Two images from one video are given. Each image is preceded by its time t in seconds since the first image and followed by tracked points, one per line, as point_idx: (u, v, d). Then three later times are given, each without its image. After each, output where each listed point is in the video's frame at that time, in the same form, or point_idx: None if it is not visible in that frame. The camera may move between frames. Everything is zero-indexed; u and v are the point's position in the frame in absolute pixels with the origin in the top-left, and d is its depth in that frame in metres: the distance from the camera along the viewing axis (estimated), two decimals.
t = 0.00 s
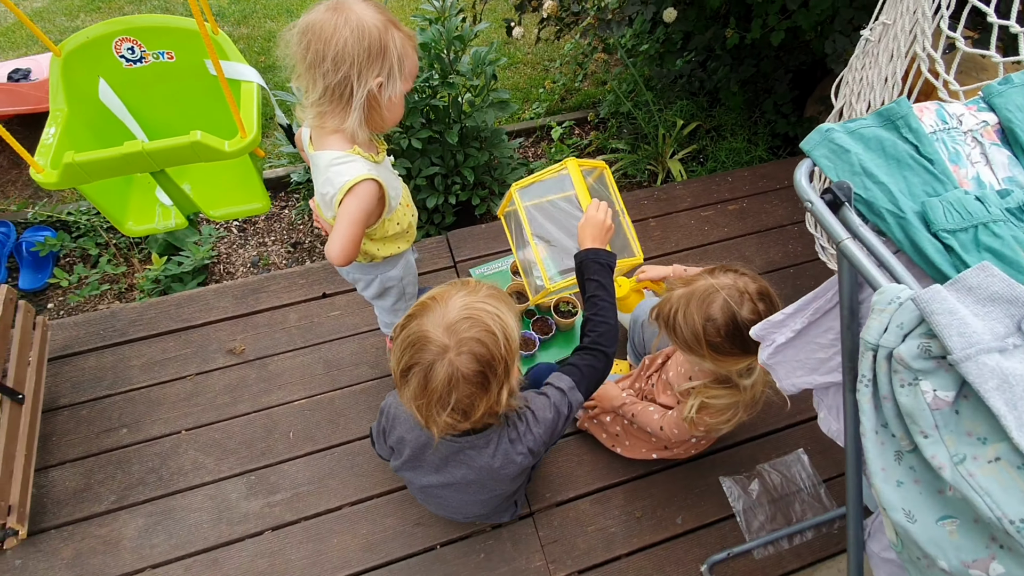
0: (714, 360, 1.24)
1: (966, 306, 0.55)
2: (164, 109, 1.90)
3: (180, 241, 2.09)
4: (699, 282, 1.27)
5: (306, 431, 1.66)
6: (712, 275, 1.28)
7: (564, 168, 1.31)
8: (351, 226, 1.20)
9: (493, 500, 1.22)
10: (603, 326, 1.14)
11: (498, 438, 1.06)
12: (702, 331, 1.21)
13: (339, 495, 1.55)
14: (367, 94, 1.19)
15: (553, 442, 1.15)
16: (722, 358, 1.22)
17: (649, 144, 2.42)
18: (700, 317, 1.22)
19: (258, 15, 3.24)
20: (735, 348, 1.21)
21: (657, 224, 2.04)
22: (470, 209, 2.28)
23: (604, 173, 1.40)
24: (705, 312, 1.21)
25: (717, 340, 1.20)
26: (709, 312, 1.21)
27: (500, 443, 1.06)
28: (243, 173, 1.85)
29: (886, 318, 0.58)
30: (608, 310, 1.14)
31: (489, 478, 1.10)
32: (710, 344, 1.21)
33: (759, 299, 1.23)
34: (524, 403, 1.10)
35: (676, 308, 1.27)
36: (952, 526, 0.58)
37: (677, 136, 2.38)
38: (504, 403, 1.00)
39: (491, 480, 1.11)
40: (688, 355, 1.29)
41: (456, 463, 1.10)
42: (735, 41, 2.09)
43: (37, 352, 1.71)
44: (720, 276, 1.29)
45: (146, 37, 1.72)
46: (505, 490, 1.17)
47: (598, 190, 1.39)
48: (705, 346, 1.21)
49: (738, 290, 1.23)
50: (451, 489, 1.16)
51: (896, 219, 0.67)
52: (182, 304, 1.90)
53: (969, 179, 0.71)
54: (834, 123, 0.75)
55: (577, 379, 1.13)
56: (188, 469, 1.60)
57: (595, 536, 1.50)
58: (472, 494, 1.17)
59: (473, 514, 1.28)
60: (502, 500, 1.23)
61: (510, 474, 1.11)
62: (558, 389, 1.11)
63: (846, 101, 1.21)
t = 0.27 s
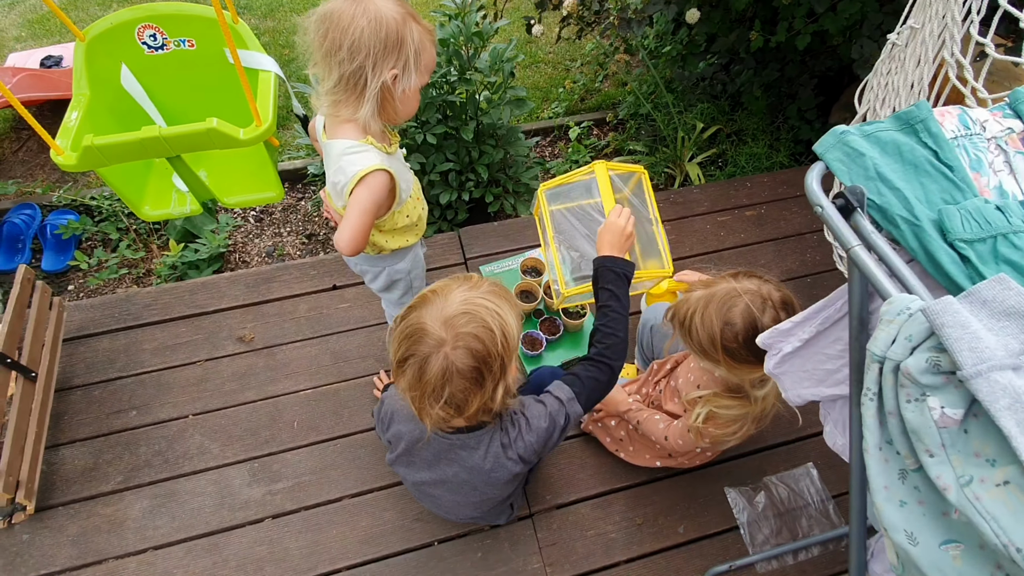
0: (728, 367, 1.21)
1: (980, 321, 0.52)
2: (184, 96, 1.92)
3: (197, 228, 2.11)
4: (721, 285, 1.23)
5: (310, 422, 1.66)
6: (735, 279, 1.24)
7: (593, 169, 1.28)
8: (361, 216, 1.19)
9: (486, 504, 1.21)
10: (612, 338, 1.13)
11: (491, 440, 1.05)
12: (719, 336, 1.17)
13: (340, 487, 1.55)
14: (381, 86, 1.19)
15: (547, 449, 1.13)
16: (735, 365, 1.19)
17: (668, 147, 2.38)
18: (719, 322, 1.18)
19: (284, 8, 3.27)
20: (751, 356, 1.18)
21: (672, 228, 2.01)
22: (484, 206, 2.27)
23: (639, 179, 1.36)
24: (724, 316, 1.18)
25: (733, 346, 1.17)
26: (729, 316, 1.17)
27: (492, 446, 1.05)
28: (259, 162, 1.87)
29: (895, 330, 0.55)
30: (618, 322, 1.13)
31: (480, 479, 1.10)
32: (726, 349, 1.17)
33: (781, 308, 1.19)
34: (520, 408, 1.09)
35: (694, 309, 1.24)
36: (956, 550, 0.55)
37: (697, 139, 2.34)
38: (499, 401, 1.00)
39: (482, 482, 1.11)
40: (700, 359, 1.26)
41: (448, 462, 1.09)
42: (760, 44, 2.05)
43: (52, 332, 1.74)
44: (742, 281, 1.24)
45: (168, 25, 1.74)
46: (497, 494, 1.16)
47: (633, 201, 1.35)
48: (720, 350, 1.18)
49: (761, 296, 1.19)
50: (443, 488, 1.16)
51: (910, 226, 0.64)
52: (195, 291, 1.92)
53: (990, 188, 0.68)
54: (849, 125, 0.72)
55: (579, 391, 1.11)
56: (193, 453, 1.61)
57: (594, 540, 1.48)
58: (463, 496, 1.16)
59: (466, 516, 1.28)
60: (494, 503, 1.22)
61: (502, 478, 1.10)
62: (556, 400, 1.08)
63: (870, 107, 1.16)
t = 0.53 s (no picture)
0: (743, 375, 1.14)
1: (985, 330, 0.50)
2: (195, 88, 1.93)
3: (206, 219, 2.12)
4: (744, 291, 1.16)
5: (311, 415, 1.66)
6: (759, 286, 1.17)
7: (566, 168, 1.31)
8: (362, 211, 1.19)
9: (479, 492, 1.19)
10: (589, 309, 1.10)
11: (480, 418, 1.05)
12: (738, 341, 1.10)
13: (339, 481, 1.55)
14: (387, 83, 1.18)
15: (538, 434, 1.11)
16: (750, 374, 1.13)
17: (679, 149, 2.36)
18: (740, 327, 1.11)
19: (300, 4, 3.29)
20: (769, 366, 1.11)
21: (680, 230, 1.99)
22: (492, 205, 2.26)
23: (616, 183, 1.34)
24: (747, 322, 1.10)
25: (751, 353, 1.10)
26: (751, 323, 1.10)
27: (481, 424, 1.04)
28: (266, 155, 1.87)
29: (896, 337, 0.53)
30: (595, 293, 1.10)
31: (469, 460, 1.08)
32: (743, 356, 1.10)
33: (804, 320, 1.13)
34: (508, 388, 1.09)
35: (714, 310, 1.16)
36: (954, 567, 0.54)
37: (708, 141, 2.31)
38: (484, 385, 0.99)
39: (474, 463, 1.09)
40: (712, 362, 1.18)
41: (438, 442, 1.08)
42: (774, 46, 2.02)
43: (60, 319, 1.75)
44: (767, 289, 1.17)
45: (179, 16, 1.75)
46: (489, 478, 1.15)
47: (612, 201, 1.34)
48: (738, 357, 1.11)
49: (785, 305, 1.12)
50: (434, 471, 1.14)
51: (916, 231, 0.62)
52: (202, 282, 1.93)
53: (1002, 194, 0.66)
54: (857, 126, 0.70)
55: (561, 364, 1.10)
56: (195, 443, 1.62)
57: (592, 543, 1.47)
58: (455, 480, 1.15)
59: (461, 506, 1.26)
60: (487, 490, 1.20)
61: (492, 459, 1.08)
62: (542, 375, 1.10)
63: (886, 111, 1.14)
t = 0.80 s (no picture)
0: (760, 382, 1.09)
1: (991, 339, 0.49)
2: (199, 84, 1.94)
3: (212, 215, 2.13)
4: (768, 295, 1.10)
5: (313, 413, 1.66)
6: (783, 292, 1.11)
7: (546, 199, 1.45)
8: (364, 211, 1.18)
9: (479, 475, 1.18)
10: (578, 296, 1.22)
11: (475, 389, 1.06)
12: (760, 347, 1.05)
13: (339, 479, 1.55)
14: (392, 84, 1.17)
15: (533, 408, 1.13)
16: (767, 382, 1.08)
17: (686, 148, 2.34)
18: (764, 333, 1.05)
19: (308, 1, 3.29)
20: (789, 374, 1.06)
21: (686, 231, 1.98)
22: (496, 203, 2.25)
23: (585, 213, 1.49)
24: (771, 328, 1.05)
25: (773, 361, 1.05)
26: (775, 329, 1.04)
27: (477, 396, 1.05)
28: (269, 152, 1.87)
29: (899, 344, 0.52)
30: (583, 284, 1.24)
31: (467, 437, 1.08)
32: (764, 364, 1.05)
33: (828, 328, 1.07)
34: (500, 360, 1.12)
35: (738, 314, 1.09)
36: None
37: (715, 141, 2.29)
38: (469, 354, 1.01)
39: (472, 440, 1.09)
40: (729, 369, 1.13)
41: (435, 422, 1.08)
42: (783, 46, 2.00)
43: (65, 313, 1.76)
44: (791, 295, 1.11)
45: (183, 13, 1.76)
46: (489, 456, 1.14)
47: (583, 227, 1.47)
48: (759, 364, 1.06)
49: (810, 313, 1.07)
50: (433, 454, 1.13)
51: (921, 235, 0.61)
52: (207, 278, 1.93)
53: (1010, 198, 0.64)
54: (862, 127, 0.69)
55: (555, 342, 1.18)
56: (197, 439, 1.62)
57: (592, 545, 1.46)
58: (454, 463, 1.14)
59: (462, 496, 1.24)
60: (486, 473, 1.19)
61: (489, 434, 1.08)
62: (537, 349, 1.15)
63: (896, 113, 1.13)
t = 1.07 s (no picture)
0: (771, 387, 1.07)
1: (998, 346, 0.48)
2: (198, 84, 1.93)
3: (213, 215, 2.13)
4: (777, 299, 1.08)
5: (314, 413, 1.66)
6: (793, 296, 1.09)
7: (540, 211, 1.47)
8: (367, 213, 1.18)
9: (481, 467, 1.17)
10: (577, 298, 1.22)
11: (477, 377, 1.06)
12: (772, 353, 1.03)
13: (341, 480, 1.55)
14: (396, 88, 1.17)
15: (534, 400, 1.13)
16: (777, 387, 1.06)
17: (688, 147, 2.33)
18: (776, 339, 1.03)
19: None
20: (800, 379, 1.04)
21: (687, 230, 1.97)
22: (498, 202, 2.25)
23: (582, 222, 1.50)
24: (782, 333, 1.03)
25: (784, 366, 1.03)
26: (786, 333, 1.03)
27: (479, 385, 1.05)
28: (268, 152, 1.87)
29: (904, 350, 0.51)
30: (581, 287, 1.24)
31: (469, 426, 1.08)
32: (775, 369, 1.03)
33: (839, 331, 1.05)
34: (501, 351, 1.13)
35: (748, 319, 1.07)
36: None
37: (718, 140, 2.28)
38: (469, 340, 1.00)
39: (474, 429, 1.08)
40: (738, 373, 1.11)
41: (437, 412, 1.07)
42: (786, 44, 1.98)
43: (66, 314, 1.76)
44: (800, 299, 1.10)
45: (182, 12, 1.75)
46: (491, 448, 1.14)
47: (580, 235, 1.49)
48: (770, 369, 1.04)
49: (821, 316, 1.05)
50: (434, 446, 1.13)
51: (927, 239, 0.60)
52: (208, 278, 1.93)
53: (1016, 201, 0.63)
54: (866, 129, 0.68)
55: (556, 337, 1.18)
56: (199, 439, 1.62)
57: (594, 546, 1.45)
58: (457, 455, 1.13)
59: (464, 491, 1.23)
60: (489, 465, 1.19)
61: (491, 423, 1.08)
62: (539, 341, 1.16)
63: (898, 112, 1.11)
